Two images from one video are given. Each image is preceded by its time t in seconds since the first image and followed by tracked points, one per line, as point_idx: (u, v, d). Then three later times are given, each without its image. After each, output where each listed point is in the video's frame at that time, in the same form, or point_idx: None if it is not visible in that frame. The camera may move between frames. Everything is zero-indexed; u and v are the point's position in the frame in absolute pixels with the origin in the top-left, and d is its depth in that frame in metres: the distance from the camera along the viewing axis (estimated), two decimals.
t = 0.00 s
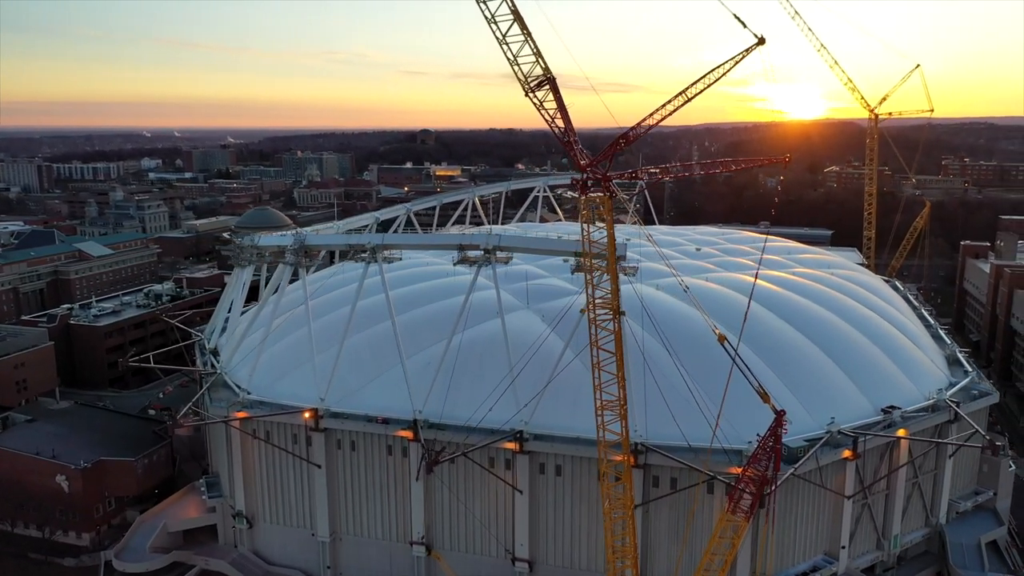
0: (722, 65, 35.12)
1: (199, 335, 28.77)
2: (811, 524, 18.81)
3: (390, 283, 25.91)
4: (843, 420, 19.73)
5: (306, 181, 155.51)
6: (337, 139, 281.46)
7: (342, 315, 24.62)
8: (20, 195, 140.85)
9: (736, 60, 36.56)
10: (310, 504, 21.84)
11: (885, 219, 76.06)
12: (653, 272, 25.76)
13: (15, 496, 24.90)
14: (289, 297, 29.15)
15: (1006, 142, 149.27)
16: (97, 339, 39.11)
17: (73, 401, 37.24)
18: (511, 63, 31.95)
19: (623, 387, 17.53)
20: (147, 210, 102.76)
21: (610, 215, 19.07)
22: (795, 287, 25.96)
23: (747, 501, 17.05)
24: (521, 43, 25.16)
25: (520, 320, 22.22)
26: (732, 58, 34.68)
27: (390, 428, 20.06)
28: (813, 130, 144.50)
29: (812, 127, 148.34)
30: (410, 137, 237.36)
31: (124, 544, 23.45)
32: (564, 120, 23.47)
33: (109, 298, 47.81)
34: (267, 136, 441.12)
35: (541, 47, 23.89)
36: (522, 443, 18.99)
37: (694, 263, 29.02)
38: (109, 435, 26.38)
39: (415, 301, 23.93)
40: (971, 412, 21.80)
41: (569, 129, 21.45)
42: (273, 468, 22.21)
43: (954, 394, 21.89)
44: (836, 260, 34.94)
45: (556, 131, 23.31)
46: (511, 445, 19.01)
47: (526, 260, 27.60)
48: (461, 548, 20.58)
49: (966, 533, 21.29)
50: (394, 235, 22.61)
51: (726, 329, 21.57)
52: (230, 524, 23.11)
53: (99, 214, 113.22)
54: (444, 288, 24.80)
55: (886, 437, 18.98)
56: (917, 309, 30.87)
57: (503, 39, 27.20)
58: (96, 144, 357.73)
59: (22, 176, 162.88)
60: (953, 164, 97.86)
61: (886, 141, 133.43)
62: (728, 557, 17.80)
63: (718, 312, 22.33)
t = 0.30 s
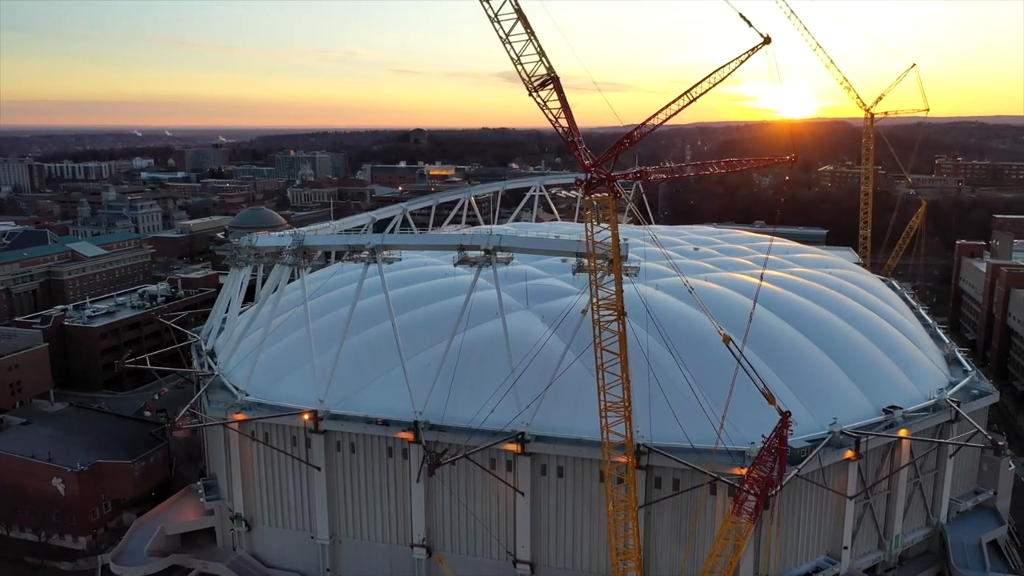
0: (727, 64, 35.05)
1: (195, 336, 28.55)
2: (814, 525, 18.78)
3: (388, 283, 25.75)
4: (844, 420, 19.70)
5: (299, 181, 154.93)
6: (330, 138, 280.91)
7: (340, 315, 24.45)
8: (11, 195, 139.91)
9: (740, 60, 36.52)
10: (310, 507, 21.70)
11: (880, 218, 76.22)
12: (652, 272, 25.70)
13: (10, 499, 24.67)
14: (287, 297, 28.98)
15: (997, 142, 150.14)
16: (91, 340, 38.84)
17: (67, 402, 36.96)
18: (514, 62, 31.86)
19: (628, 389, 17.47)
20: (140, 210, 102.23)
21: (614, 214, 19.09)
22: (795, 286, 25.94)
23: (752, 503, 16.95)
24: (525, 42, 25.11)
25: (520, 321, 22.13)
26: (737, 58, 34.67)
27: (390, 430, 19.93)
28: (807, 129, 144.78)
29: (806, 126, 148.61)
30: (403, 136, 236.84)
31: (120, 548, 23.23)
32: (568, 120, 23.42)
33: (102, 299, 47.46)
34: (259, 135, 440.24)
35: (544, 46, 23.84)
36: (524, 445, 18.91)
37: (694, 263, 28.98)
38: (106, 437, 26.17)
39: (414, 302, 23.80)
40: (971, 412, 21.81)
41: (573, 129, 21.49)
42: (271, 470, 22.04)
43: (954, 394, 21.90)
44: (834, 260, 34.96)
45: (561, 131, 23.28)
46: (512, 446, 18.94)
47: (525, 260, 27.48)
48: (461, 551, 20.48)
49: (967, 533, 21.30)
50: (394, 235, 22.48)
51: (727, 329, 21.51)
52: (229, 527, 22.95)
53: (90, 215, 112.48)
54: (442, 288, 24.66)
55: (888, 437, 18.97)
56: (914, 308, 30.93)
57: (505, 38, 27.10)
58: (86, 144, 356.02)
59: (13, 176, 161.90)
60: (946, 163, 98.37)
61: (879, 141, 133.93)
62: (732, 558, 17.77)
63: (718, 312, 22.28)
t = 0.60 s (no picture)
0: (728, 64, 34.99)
1: (191, 337, 28.34)
2: (817, 525, 18.76)
3: (387, 284, 25.60)
4: (846, 421, 19.68)
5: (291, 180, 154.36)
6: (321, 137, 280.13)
7: (339, 316, 24.28)
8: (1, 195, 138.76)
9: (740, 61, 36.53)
10: (309, 509, 21.55)
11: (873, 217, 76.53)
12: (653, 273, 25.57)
13: (6, 502, 24.43)
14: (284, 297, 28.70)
15: (986, 140, 151.28)
16: (86, 342, 38.54)
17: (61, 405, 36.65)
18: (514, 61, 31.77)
19: (632, 391, 17.40)
20: (132, 209, 101.67)
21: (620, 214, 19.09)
22: (796, 287, 25.85)
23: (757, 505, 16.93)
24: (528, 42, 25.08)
25: (520, 321, 22.03)
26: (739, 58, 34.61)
27: (391, 432, 19.76)
28: (799, 128, 145.31)
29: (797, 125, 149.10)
30: (395, 135, 236.36)
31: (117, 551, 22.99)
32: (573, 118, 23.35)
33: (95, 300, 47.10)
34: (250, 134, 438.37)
35: (549, 45, 23.79)
36: (526, 447, 18.81)
37: (691, 262, 28.90)
38: (102, 440, 25.97)
39: (414, 302, 23.65)
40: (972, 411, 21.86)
41: (578, 128, 21.50)
42: (271, 474, 21.84)
43: (954, 394, 21.94)
44: (832, 260, 34.87)
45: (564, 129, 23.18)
46: (515, 448, 18.86)
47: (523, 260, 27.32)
48: (465, 555, 20.36)
49: (969, 533, 21.34)
50: (395, 234, 22.37)
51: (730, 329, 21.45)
52: (227, 529, 22.76)
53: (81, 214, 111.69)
54: (441, 288, 24.53)
55: (890, 437, 18.97)
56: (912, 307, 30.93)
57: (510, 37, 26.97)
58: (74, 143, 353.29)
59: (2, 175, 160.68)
60: (938, 163, 98.87)
61: (872, 140, 134.48)
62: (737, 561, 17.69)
63: (719, 311, 22.22)
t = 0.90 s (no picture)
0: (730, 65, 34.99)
1: (187, 338, 28.10)
2: (820, 525, 18.74)
3: (387, 284, 25.47)
4: (848, 421, 19.66)
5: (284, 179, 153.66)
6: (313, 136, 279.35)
7: (338, 317, 24.09)
8: None
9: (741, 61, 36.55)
10: (308, 512, 21.37)
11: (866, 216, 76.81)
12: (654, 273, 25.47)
13: None
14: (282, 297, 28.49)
15: (976, 139, 152.20)
16: (80, 343, 38.20)
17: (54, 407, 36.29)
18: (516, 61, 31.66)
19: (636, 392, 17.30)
20: (123, 209, 101.03)
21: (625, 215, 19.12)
22: (796, 287, 25.81)
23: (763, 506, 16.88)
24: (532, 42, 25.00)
25: (521, 321, 21.91)
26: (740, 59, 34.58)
27: (392, 433, 19.62)
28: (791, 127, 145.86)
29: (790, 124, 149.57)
30: (388, 134, 235.87)
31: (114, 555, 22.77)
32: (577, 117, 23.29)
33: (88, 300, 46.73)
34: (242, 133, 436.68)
35: (553, 45, 23.73)
36: (529, 448, 18.72)
37: (688, 262, 28.84)
38: (97, 442, 25.76)
39: (415, 302, 23.52)
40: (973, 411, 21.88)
41: (583, 127, 21.44)
42: (270, 476, 21.65)
43: (955, 393, 21.97)
44: (830, 259, 34.86)
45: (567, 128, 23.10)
46: (517, 450, 18.76)
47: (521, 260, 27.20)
48: (466, 556, 20.23)
49: (970, 532, 21.38)
50: (395, 235, 22.23)
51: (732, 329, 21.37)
52: (225, 532, 22.58)
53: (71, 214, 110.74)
54: (440, 288, 24.39)
55: (892, 437, 18.96)
56: (910, 306, 30.93)
57: (513, 36, 26.88)
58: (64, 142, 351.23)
59: None
60: (930, 161, 99.29)
61: (864, 139, 135.09)
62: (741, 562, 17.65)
63: (720, 311, 22.14)
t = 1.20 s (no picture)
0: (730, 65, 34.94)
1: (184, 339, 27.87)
2: (822, 526, 18.72)
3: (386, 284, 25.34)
4: (850, 421, 19.64)
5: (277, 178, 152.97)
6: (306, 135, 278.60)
7: (337, 318, 23.94)
8: None
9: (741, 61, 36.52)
10: (308, 514, 21.21)
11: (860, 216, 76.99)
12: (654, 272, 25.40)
13: None
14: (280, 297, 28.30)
15: (968, 138, 152.99)
16: (74, 345, 37.92)
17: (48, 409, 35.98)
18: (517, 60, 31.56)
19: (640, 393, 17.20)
20: (116, 209, 100.41)
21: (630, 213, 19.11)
22: (796, 287, 25.77)
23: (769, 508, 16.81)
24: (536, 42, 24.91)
25: (522, 322, 21.80)
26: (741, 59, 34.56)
27: (392, 435, 19.50)
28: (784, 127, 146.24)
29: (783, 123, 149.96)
30: (381, 133, 235.32)
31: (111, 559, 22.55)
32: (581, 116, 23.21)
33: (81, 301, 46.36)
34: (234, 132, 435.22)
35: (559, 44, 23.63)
36: (530, 450, 18.63)
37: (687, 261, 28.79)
38: (94, 445, 25.54)
39: (413, 301, 23.43)
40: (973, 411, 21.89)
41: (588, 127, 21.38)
42: (270, 479, 21.49)
43: (955, 393, 21.99)
44: (827, 258, 34.87)
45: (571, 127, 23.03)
46: (519, 451, 18.69)
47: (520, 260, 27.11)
48: (467, 558, 20.13)
49: (971, 532, 21.41)
50: (395, 236, 22.08)
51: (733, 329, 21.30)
52: (224, 535, 22.43)
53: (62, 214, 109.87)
54: (440, 289, 24.25)
55: (895, 437, 18.93)
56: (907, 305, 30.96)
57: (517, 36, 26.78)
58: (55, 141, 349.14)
59: None
60: (924, 161, 99.67)
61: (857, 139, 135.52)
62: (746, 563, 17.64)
63: (722, 311, 22.07)
